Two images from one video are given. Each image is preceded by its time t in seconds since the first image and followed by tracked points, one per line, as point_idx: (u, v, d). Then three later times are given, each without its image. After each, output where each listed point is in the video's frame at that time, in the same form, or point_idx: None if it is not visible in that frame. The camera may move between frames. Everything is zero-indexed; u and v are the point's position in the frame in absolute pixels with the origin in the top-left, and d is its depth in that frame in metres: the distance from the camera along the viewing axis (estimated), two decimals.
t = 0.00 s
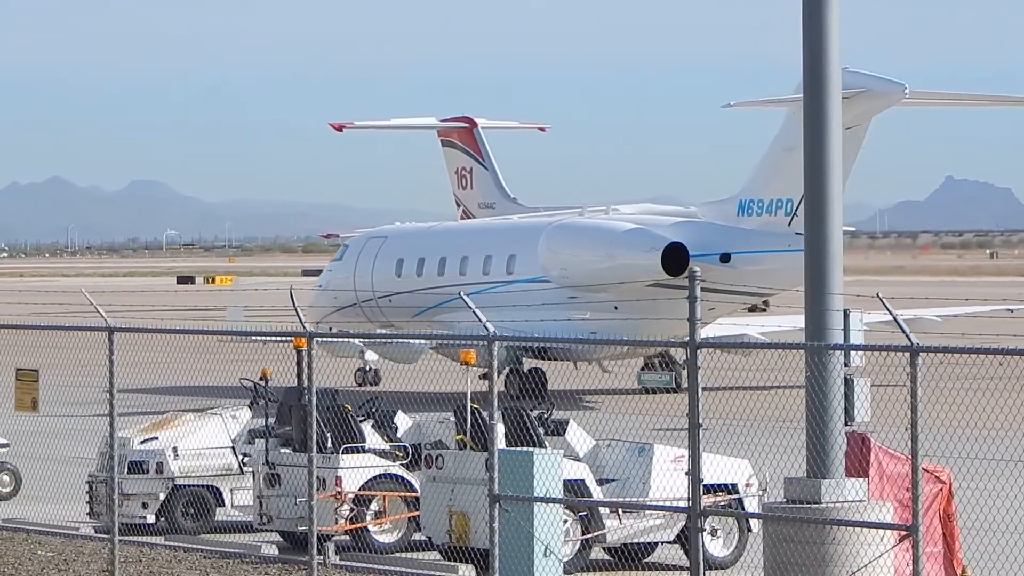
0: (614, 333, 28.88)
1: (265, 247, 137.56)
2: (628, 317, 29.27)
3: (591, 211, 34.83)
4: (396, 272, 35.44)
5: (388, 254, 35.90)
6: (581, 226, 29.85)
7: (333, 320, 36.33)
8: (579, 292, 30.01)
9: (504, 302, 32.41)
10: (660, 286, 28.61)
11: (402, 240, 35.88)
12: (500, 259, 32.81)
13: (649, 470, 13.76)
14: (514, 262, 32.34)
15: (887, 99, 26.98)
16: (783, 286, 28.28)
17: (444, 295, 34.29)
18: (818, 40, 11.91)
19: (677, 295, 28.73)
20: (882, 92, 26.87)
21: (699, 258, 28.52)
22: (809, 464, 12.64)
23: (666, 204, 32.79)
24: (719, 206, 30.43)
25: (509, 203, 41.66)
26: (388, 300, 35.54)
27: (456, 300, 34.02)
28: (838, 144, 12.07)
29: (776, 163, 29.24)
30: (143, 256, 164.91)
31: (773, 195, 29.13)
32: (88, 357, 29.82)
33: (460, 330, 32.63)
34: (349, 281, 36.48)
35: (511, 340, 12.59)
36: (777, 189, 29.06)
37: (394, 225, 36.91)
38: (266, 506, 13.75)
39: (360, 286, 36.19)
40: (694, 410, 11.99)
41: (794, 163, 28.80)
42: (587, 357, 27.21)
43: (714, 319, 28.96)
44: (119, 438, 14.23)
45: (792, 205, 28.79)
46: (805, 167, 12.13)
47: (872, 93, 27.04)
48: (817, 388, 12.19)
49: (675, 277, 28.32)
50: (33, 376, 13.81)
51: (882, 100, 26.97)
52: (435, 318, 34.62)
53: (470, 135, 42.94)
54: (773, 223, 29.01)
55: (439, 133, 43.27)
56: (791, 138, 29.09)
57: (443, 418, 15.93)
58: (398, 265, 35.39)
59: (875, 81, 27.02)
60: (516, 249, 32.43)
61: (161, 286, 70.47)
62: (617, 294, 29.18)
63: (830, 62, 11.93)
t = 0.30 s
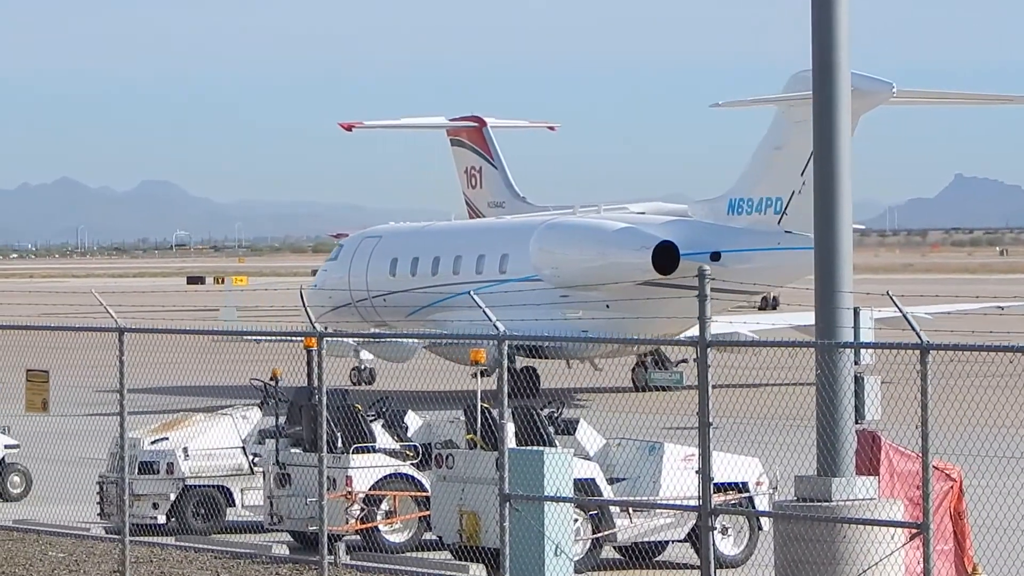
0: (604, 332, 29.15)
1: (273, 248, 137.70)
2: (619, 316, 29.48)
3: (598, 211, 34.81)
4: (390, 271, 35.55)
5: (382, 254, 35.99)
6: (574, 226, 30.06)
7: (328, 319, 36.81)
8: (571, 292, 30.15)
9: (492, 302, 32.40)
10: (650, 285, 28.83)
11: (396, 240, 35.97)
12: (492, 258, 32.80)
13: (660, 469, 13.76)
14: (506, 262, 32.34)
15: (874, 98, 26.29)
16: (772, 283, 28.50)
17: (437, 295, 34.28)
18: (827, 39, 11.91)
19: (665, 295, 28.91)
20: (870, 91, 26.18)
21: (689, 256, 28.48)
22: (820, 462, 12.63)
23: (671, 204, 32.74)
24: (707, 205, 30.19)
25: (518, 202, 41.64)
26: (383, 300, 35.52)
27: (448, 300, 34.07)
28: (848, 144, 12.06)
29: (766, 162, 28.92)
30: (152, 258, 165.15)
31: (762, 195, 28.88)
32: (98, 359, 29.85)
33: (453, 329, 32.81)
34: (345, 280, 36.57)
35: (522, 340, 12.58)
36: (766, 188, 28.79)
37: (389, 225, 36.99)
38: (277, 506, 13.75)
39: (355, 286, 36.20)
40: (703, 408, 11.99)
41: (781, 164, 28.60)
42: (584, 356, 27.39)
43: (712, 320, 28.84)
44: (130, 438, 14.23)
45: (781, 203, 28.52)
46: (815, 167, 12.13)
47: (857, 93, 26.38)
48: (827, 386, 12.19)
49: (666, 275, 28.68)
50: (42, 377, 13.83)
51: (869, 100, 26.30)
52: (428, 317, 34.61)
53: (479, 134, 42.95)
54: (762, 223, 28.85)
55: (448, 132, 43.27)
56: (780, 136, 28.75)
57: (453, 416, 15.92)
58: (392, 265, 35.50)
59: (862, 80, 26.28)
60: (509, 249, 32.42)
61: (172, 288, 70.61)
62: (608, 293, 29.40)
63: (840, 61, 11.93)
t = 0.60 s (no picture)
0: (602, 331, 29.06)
1: (282, 247, 137.78)
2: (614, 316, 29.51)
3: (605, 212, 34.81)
4: (387, 271, 35.56)
5: (379, 254, 36.00)
6: (567, 227, 30.10)
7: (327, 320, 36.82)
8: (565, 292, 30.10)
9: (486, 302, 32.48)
10: (644, 285, 28.97)
11: (392, 240, 35.96)
12: (488, 258, 32.84)
13: (671, 468, 13.75)
14: (502, 262, 32.38)
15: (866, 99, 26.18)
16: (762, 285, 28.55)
17: (433, 295, 34.35)
18: (837, 39, 11.93)
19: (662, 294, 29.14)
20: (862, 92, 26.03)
21: (683, 256, 28.74)
22: (831, 462, 12.62)
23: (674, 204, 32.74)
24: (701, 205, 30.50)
25: (529, 202, 41.65)
26: (378, 300, 35.63)
27: (442, 299, 34.10)
28: (859, 144, 12.07)
29: (759, 162, 29.13)
30: (160, 258, 165.42)
31: (755, 194, 29.14)
32: (105, 359, 29.87)
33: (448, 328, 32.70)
34: (342, 280, 36.56)
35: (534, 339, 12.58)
36: (759, 188, 29.04)
37: (385, 225, 37.01)
38: (288, 506, 13.75)
39: (351, 286, 36.26)
40: (714, 407, 11.98)
41: (771, 163, 28.86)
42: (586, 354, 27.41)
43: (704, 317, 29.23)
44: (141, 439, 14.24)
45: (774, 203, 28.78)
46: (826, 167, 12.14)
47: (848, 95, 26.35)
48: (838, 385, 12.19)
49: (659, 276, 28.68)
50: (54, 378, 13.84)
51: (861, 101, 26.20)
52: (424, 317, 34.64)
53: (489, 134, 42.89)
54: (755, 222, 29.06)
55: (459, 132, 43.22)
56: (772, 137, 28.96)
57: (464, 416, 15.92)
58: (388, 265, 35.49)
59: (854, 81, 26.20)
60: (504, 249, 32.45)
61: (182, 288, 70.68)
62: (603, 293, 29.50)
63: (850, 61, 11.94)
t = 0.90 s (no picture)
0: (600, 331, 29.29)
1: (291, 249, 138.03)
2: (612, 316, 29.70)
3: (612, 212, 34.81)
4: (386, 271, 35.57)
5: (377, 254, 36.03)
6: (566, 226, 30.40)
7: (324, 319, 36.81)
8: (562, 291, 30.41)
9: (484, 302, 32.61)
10: (642, 284, 29.24)
11: (392, 240, 35.97)
12: (485, 258, 32.87)
13: (685, 467, 13.75)
14: (499, 262, 32.40)
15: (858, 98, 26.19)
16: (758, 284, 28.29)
17: (429, 295, 34.35)
18: (851, 39, 11.93)
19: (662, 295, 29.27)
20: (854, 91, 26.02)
21: (677, 255, 28.81)
22: (845, 461, 12.61)
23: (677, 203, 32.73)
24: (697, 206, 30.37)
25: (545, 202, 41.73)
26: (377, 299, 35.61)
27: (439, 300, 34.10)
28: (873, 143, 12.06)
29: (754, 162, 29.04)
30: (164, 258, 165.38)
31: (750, 194, 29.03)
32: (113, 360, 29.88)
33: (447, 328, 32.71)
34: (342, 280, 36.57)
35: (546, 337, 12.60)
36: (754, 187, 28.93)
37: (384, 225, 37.03)
38: (302, 506, 13.75)
39: (351, 285, 36.32)
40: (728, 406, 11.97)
41: (765, 164, 28.80)
42: (590, 353, 27.45)
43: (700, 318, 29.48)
44: (155, 438, 14.26)
45: (768, 203, 28.68)
46: (840, 166, 12.13)
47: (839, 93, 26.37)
48: (853, 384, 12.18)
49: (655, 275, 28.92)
50: (68, 377, 13.84)
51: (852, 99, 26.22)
52: (422, 317, 34.61)
53: (503, 133, 42.87)
54: (750, 222, 28.98)
55: (472, 132, 43.20)
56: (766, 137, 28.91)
57: (477, 416, 15.93)
58: (387, 265, 35.51)
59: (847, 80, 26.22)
60: (501, 249, 32.47)
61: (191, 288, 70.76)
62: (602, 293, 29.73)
63: (864, 60, 11.93)
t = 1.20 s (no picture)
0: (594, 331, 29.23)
1: (299, 249, 138.24)
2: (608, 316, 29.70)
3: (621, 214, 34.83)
4: (385, 272, 35.65)
5: (378, 254, 36.09)
6: (566, 227, 30.33)
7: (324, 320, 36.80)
8: (559, 292, 30.28)
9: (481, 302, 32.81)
10: (636, 286, 29.21)
11: (392, 240, 36.04)
12: (485, 258, 33.06)
13: (698, 468, 13.74)
14: (498, 263, 32.58)
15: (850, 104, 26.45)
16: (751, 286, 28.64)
17: (427, 295, 34.45)
18: (864, 39, 11.90)
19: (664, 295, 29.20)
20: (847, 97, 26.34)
21: (674, 255, 28.85)
22: (859, 462, 12.58)
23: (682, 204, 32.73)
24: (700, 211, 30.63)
25: (559, 203, 41.68)
26: (378, 300, 35.58)
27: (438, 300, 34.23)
28: (886, 143, 12.04)
29: (750, 163, 29.11)
30: (175, 259, 165.81)
31: (746, 194, 29.09)
32: (120, 360, 29.91)
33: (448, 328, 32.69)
34: (341, 279, 36.56)
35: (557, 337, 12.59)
36: (751, 188, 28.98)
37: (385, 226, 37.09)
38: (316, 507, 13.76)
39: (351, 286, 36.40)
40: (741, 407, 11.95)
41: (761, 165, 28.85)
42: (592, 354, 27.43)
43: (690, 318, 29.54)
44: (169, 439, 14.28)
45: (764, 204, 28.74)
46: (853, 166, 12.11)
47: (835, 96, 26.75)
48: (866, 385, 12.17)
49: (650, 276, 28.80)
50: (81, 378, 13.83)
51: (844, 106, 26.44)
52: (422, 317, 34.67)
53: (516, 134, 42.76)
54: (747, 223, 29.07)
55: (485, 132, 43.06)
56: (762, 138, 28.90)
57: (491, 416, 15.94)
58: (387, 265, 35.59)
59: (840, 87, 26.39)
60: (500, 250, 32.65)
61: (204, 288, 70.99)
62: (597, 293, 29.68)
63: (877, 61, 11.90)
